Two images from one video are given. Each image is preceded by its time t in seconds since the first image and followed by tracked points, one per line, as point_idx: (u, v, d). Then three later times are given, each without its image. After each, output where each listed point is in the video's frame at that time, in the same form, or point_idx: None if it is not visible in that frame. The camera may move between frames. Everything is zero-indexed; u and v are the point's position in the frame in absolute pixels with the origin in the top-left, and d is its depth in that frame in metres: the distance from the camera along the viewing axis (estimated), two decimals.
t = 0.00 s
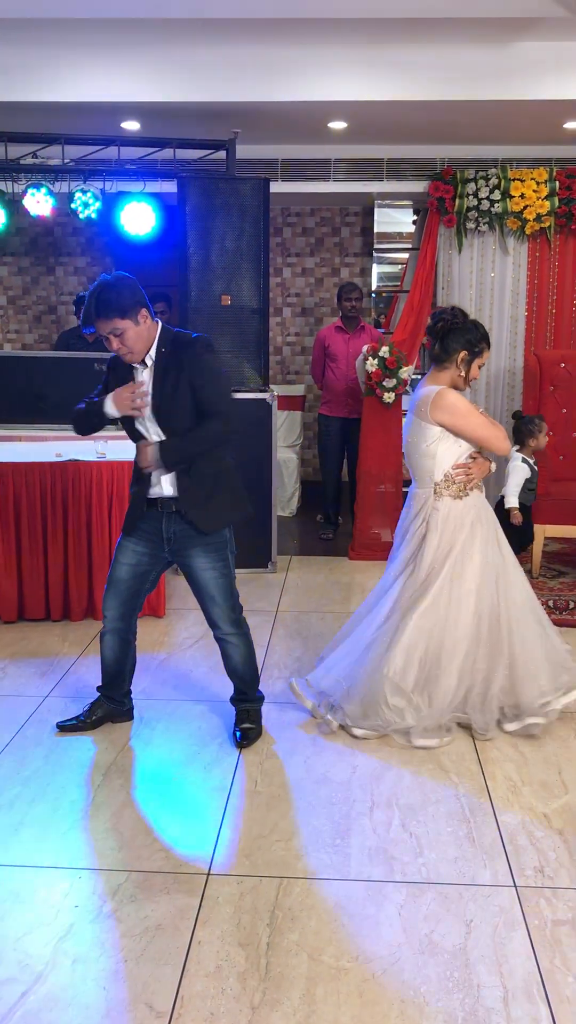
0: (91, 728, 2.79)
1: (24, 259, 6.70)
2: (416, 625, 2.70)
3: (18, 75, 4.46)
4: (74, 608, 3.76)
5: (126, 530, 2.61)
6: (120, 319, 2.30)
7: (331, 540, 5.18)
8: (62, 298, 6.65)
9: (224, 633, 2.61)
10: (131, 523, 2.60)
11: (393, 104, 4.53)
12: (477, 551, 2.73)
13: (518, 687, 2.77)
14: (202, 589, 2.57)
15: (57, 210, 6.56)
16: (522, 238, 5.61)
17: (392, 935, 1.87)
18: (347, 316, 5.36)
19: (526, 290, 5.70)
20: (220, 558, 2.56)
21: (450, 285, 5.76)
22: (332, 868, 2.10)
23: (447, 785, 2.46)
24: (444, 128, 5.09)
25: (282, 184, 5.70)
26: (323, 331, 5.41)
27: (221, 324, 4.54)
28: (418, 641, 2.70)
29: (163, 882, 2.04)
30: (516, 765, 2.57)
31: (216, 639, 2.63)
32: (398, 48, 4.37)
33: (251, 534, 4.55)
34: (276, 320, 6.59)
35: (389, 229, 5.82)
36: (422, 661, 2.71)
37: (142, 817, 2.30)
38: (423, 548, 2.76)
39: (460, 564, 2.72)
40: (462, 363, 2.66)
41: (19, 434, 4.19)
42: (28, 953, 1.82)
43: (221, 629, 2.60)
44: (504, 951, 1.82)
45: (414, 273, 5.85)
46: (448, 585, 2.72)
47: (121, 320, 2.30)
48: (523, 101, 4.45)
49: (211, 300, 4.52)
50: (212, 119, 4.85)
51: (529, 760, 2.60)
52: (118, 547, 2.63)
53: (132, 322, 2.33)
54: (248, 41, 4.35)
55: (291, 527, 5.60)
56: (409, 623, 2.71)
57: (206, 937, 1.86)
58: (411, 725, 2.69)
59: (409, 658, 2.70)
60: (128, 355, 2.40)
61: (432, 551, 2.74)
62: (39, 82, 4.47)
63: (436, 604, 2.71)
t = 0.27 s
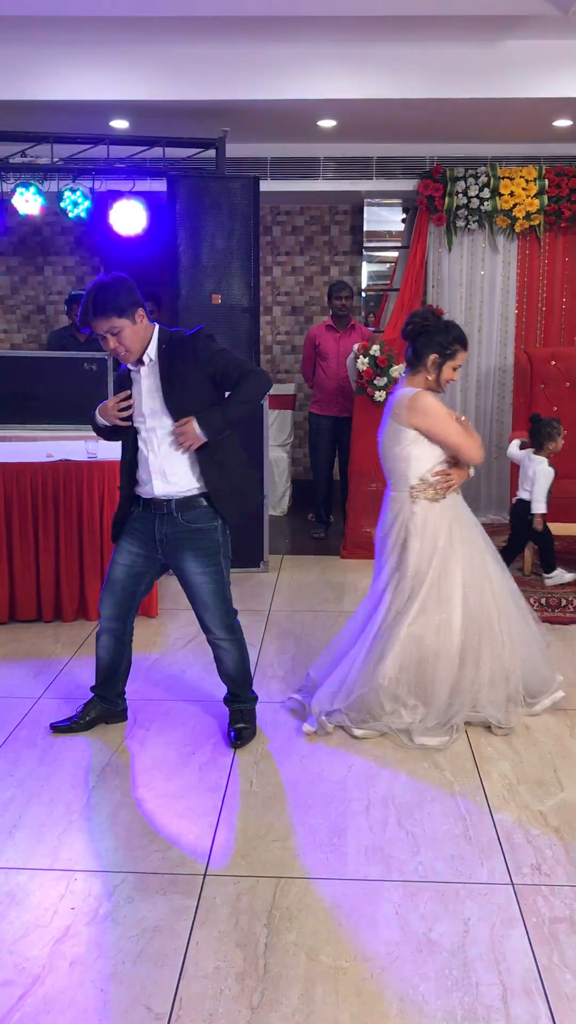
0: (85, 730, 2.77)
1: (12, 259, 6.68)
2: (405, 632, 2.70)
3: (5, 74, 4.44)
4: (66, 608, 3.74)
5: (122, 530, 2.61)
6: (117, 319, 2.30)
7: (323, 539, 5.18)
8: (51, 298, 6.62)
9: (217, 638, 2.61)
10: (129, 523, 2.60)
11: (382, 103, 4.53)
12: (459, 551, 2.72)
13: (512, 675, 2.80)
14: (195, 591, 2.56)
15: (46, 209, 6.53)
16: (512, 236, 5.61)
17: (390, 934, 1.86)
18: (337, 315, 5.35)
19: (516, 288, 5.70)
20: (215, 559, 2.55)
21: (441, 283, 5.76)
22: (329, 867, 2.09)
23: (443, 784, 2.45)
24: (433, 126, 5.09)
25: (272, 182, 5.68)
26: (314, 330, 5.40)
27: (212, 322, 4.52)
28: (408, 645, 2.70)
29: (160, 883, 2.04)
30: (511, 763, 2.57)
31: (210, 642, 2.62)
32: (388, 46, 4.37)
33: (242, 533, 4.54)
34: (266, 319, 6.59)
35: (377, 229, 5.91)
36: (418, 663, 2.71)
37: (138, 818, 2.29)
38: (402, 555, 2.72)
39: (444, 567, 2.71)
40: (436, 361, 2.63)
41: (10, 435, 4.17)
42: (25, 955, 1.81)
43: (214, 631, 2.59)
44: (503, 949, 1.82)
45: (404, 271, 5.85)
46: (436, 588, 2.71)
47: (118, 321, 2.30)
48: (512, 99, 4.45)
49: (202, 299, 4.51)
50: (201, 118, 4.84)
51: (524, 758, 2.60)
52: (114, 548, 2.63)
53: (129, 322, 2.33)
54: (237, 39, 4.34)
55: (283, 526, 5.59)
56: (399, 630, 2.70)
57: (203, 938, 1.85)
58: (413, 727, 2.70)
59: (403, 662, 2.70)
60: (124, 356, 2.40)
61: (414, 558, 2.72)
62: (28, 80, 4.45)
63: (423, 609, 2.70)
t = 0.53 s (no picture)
0: (78, 728, 2.77)
1: None
2: (365, 646, 2.68)
3: None
4: (57, 607, 3.73)
5: (119, 527, 2.60)
6: (121, 319, 2.28)
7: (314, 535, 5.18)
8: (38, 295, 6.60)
9: (211, 637, 2.61)
10: (124, 519, 2.59)
11: (372, 99, 4.52)
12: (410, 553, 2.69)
13: (484, 654, 2.81)
14: (193, 587, 2.56)
15: (33, 206, 6.50)
16: (500, 232, 5.62)
17: (385, 929, 1.86)
18: (325, 312, 5.34)
19: (504, 283, 5.72)
20: (214, 555, 2.56)
21: (429, 280, 5.76)
22: (324, 863, 2.09)
23: (436, 779, 2.46)
24: (421, 122, 5.08)
25: (260, 179, 5.67)
26: (302, 326, 5.39)
27: (202, 319, 4.51)
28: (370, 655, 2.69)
29: (154, 881, 2.03)
30: (504, 757, 2.58)
31: (207, 639, 2.62)
32: (377, 41, 4.37)
33: (233, 530, 4.53)
34: (255, 316, 6.58)
35: (365, 224, 5.93)
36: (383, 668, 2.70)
37: (130, 816, 2.28)
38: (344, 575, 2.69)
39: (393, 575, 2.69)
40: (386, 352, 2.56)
41: None
42: (21, 955, 1.80)
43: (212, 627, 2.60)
44: (498, 943, 1.82)
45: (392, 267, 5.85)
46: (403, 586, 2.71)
47: (122, 322, 2.29)
48: (500, 95, 4.46)
49: (191, 295, 4.50)
50: (189, 113, 4.82)
51: (516, 752, 2.60)
52: (110, 545, 2.61)
53: (131, 324, 2.32)
54: (226, 34, 4.33)
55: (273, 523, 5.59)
56: (358, 645, 2.68)
57: (199, 935, 1.85)
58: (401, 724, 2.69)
59: (369, 672, 2.70)
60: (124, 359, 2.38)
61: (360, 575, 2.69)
62: (14, 76, 4.42)
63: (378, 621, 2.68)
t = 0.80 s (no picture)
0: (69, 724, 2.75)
1: None
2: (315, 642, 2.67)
3: None
4: (48, 603, 3.72)
5: (111, 523, 2.58)
6: (129, 281, 2.32)
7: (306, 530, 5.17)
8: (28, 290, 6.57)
9: (208, 631, 2.60)
10: (114, 515, 2.57)
11: (363, 92, 4.51)
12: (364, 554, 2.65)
13: (452, 637, 2.78)
14: (190, 581, 2.56)
15: (23, 201, 6.48)
16: (491, 226, 5.62)
17: (379, 923, 1.86)
18: (315, 306, 5.33)
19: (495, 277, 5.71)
20: (211, 549, 2.56)
21: (421, 273, 5.76)
22: (318, 858, 2.09)
23: (429, 772, 2.46)
24: (412, 115, 5.07)
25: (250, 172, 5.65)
26: (292, 320, 5.38)
27: (193, 313, 4.50)
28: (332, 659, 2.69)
29: (147, 877, 2.03)
30: (497, 751, 2.58)
31: (203, 635, 2.61)
32: (368, 35, 4.36)
33: (225, 525, 4.52)
34: (246, 310, 6.57)
35: (357, 220, 5.87)
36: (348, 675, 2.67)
37: (123, 812, 2.27)
38: (297, 587, 2.69)
39: (348, 582, 2.67)
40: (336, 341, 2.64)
41: None
42: (13, 952, 1.79)
43: (208, 622, 2.58)
44: (491, 936, 1.82)
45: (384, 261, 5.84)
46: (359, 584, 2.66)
47: (129, 290, 2.33)
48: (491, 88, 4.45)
49: (182, 289, 4.48)
50: (180, 106, 4.80)
51: (509, 746, 2.61)
52: (101, 542, 2.60)
53: (136, 295, 2.36)
54: (216, 28, 4.31)
55: (265, 518, 5.58)
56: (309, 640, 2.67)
57: (193, 930, 1.85)
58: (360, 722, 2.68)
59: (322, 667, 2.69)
60: (125, 336, 2.39)
61: (314, 580, 2.68)
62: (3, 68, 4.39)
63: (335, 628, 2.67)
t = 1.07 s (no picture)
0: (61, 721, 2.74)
1: None
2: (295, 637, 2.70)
3: None
4: (43, 599, 3.71)
5: (99, 519, 2.58)
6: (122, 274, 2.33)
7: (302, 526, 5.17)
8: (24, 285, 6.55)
9: (200, 624, 2.58)
10: (103, 511, 2.57)
11: (362, 88, 4.50)
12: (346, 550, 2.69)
13: (434, 643, 2.79)
14: (180, 575, 2.55)
15: (19, 196, 6.45)
16: (488, 222, 5.62)
17: (372, 921, 1.86)
18: (309, 302, 5.32)
19: (492, 273, 5.71)
20: (202, 543, 2.56)
21: (417, 270, 5.75)
22: (311, 856, 2.08)
23: (423, 770, 2.45)
24: (410, 111, 5.05)
25: (247, 167, 5.63)
26: (288, 317, 5.38)
27: (189, 310, 4.48)
28: (305, 654, 2.70)
29: (139, 875, 2.02)
30: (491, 749, 2.57)
31: (195, 628, 2.60)
32: (366, 30, 4.34)
33: (220, 521, 4.51)
34: (243, 306, 6.55)
35: (354, 215, 5.92)
36: (321, 671, 2.69)
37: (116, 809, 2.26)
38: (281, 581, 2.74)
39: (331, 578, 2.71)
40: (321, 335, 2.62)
41: None
42: (5, 951, 1.78)
43: (200, 615, 2.58)
44: (485, 934, 1.82)
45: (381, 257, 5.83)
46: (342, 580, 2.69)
47: (124, 284, 2.33)
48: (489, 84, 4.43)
49: (179, 285, 4.46)
50: (177, 101, 4.78)
51: (503, 744, 2.60)
52: (89, 538, 2.59)
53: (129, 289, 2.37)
54: (214, 23, 4.29)
55: (261, 515, 5.57)
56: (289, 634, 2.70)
57: (185, 928, 1.84)
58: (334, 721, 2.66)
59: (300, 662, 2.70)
60: (118, 331, 2.37)
61: (298, 574, 2.72)
62: None
63: (307, 622, 2.70)
